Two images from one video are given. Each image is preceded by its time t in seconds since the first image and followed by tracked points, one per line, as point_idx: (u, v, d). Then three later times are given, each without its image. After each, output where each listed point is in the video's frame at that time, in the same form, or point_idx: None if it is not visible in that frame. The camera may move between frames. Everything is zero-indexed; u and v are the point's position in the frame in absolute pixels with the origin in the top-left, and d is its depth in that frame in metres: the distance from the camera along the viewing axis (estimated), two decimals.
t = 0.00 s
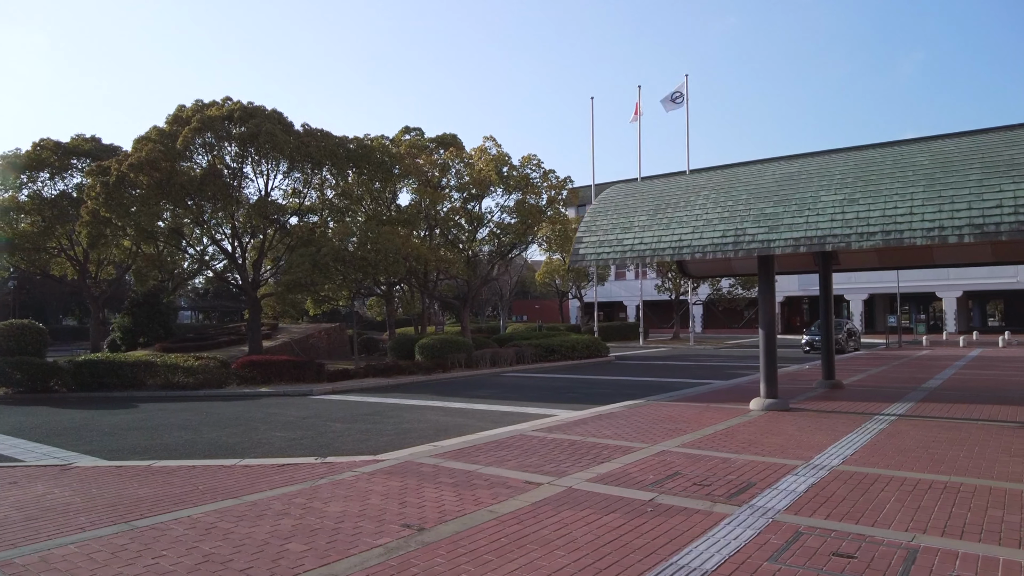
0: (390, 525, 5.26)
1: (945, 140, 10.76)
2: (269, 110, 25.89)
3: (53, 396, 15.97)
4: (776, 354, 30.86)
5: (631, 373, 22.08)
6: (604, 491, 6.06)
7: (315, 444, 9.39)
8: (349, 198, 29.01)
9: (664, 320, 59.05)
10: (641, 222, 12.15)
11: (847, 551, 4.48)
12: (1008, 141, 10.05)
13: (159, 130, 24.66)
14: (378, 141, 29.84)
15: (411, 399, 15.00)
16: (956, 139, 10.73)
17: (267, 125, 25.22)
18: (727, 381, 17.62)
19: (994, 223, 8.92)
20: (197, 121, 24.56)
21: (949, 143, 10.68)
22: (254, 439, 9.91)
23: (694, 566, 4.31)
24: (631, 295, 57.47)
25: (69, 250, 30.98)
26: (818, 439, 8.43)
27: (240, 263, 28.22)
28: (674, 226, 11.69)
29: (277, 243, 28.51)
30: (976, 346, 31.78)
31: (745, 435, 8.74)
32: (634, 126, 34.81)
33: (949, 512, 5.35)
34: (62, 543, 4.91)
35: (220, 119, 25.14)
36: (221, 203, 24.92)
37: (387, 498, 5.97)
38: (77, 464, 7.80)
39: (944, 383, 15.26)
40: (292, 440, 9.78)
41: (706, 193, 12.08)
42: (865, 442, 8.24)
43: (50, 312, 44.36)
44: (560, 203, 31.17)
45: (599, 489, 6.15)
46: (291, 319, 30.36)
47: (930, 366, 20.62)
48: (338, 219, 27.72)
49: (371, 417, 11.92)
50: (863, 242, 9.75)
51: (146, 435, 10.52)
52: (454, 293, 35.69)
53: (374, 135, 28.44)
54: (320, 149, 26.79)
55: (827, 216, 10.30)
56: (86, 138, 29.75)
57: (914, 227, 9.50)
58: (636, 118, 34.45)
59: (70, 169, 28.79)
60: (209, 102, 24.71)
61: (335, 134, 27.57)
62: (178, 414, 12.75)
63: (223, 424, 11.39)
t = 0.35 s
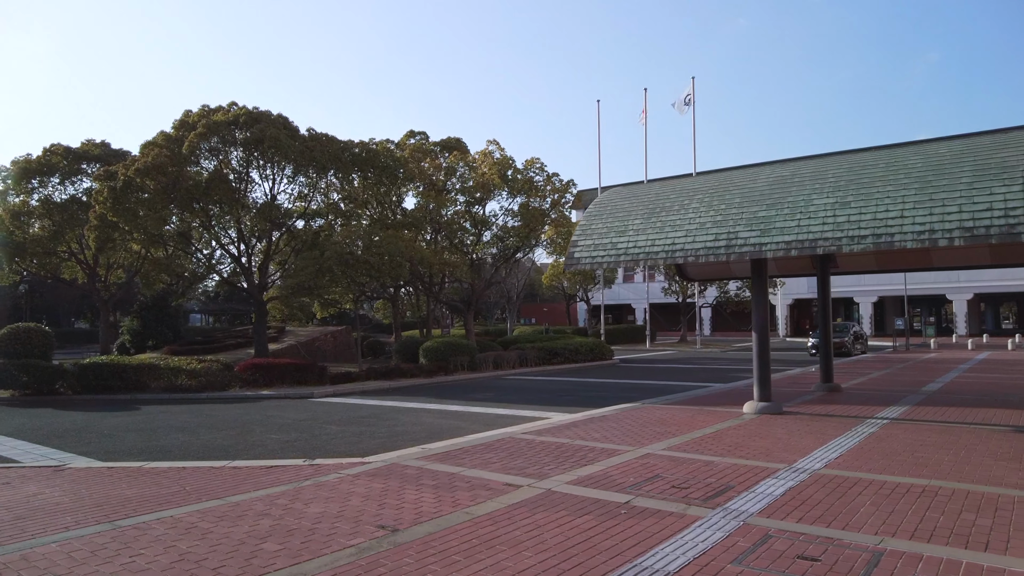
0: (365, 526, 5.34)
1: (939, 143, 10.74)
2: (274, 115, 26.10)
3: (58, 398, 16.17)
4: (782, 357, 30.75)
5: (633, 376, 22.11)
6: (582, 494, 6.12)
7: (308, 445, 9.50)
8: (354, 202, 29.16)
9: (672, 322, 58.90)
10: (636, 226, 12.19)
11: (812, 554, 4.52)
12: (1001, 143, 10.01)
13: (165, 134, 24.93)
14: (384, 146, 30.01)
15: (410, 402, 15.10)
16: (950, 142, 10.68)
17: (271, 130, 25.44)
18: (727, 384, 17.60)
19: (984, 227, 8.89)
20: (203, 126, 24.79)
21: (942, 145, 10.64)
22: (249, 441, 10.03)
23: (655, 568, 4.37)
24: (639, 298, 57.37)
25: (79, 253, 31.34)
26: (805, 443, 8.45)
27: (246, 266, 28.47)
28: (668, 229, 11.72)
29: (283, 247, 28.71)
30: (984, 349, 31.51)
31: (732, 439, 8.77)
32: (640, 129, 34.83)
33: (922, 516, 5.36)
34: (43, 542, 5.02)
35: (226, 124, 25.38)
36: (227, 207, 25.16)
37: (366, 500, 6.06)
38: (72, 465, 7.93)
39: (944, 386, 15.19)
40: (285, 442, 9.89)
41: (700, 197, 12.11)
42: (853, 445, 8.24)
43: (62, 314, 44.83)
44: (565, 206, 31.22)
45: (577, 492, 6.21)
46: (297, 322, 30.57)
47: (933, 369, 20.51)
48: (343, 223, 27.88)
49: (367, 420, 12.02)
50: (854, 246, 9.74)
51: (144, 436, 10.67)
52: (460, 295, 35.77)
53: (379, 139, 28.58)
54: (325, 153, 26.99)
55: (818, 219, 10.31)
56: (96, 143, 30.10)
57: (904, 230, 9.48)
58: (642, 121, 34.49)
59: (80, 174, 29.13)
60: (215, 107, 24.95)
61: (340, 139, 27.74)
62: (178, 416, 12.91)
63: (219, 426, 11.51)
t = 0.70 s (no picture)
0: (347, 523, 5.43)
1: (938, 142, 10.69)
2: (284, 116, 26.36)
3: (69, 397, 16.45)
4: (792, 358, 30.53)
5: (639, 377, 22.06)
6: (566, 493, 6.17)
7: (307, 444, 9.64)
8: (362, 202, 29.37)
9: (684, 322, 58.67)
10: (635, 226, 12.21)
11: (786, 553, 4.54)
12: (999, 143, 9.98)
13: (177, 136, 25.25)
14: (393, 147, 30.20)
15: (413, 401, 15.21)
16: (950, 141, 10.63)
17: (281, 132, 25.68)
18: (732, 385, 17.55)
19: (981, 227, 8.86)
20: (213, 127, 25.10)
21: (942, 145, 10.59)
22: (249, 439, 10.18)
23: (626, 566, 4.41)
24: (650, 298, 57.20)
25: (93, 255, 31.79)
26: (798, 443, 8.44)
27: (257, 267, 28.74)
28: (667, 230, 11.74)
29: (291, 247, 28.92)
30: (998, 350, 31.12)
31: (726, 439, 8.77)
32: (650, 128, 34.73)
33: (903, 516, 5.36)
34: (35, 536, 5.17)
35: (236, 126, 25.66)
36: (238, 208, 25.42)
37: (353, 497, 6.16)
38: (73, 462, 8.11)
39: (950, 387, 15.06)
40: (285, 440, 10.02)
41: (699, 197, 12.11)
42: (846, 446, 8.22)
43: (79, 314, 45.48)
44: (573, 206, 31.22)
45: (562, 491, 6.26)
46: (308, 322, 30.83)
47: (942, 369, 20.34)
48: (352, 223, 28.08)
49: (368, 419, 12.14)
50: (850, 246, 9.70)
51: (148, 434, 10.85)
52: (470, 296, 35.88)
53: (387, 140, 28.74)
54: (333, 154, 27.22)
55: (816, 220, 10.30)
56: (110, 145, 30.52)
57: (901, 230, 9.45)
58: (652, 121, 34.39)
59: (94, 176, 29.55)
60: (226, 110, 25.24)
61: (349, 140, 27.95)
62: (184, 415, 13.10)
63: (222, 425, 11.67)
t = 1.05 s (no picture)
0: (332, 522, 5.53)
1: (939, 143, 10.62)
2: (294, 119, 26.62)
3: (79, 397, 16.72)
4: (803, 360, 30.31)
5: (646, 378, 21.98)
6: (551, 493, 6.23)
7: (306, 444, 9.77)
8: (372, 204, 29.57)
9: (697, 323, 58.38)
10: (635, 228, 12.22)
11: (760, 554, 4.56)
12: (999, 144, 9.91)
13: (189, 139, 25.55)
14: (403, 149, 30.36)
15: (416, 402, 15.32)
16: (951, 142, 10.55)
17: (291, 135, 25.92)
18: (738, 387, 17.46)
19: (979, 228, 8.81)
20: (224, 131, 25.41)
21: (943, 145, 10.52)
22: (251, 439, 10.33)
23: (598, 566, 4.45)
24: (663, 299, 56.98)
25: (109, 256, 32.26)
26: (792, 445, 8.43)
27: (269, 269, 29.03)
28: (667, 232, 11.73)
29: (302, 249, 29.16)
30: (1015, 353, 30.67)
31: (721, 441, 8.77)
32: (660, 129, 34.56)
33: (884, 519, 5.36)
34: (28, 532, 5.32)
35: (247, 129, 25.95)
36: (249, 210, 25.70)
37: (342, 497, 6.26)
38: (76, 461, 8.28)
39: (957, 390, 14.92)
40: (285, 440, 10.15)
41: (700, 199, 12.09)
42: (840, 448, 8.18)
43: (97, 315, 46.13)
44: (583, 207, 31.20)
45: (548, 491, 6.32)
46: (320, 322, 31.11)
47: (953, 372, 20.12)
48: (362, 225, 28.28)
49: (370, 420, 12.26)
50: (849, 247, 9.66)
51: (153, 434, 11.04)
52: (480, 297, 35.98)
53: (397, 143, 28.90)
54: (343, 157, 27.45)
55: (815, 221, 10.26)
56: (126, 148, 30.97)
57: (899, 232, 9.41)
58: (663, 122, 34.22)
59: (110, 179, 29.99)
60: (236, 113, 25.52)
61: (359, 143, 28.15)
62: (190, 415, 13.31)
63: (226, 425, 11.82)
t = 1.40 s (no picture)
0: (317, 519, 5.64)
1: (935, 145, 10.61)
2: (302, 123, 26.91)
3: (89, 398, 17.00)
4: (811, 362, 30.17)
5: (651, 380, 22.02)
6: (536, 493, 6.31)
7: (304, 444, 9.91)
8: (381, 207, 29.86)
9: (707, 325, 58.21)
10: (633, 231, 12.27)
11: (732, 553, 4.62)
12: (995, 145, 9.89)
13: (198, 143, 25.87)
14: (409, 152, 30.57)
15: (419, 404, 15.45)
16: (947, 144, 10.54)
17: (299, 139, 26.20)
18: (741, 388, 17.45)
19: (973, 230, 8.81)
20: (233, 134, 25.71)
21: (939, 147, 10.51)
22: (251, 439, 10.50)
23: (571, 564, 4.53)
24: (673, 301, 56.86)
25: (121, 259, 32.71)
26: (782, 447, 8.47)
27: (277, 271, 29.32)
28: (664, 234, 11.78)
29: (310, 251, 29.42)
30: None
31: (713, 442, 8.82)
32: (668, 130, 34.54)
33: (863, 519, 5.40)
34: (24, 527, 5.49)
35: (256, 133, 26.25)
36: (258, 213, 25.99)
37: (330, 495, 6.39)
38: (78, 459, 8.46)
39: (960, 393, 14.87)
40: (284, 441, 10.30)
41: (698, 202, 12.13)
42: (831, 450, 8.21)
43: (111, 317, 46.70)
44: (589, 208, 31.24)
45: (533, 491, 6.41)
46: (329, 324, 31.37)
47: (959, 374, 20.01)
48: (369, 227, 28.50)
49: (370, 421, 12.40)
50: (843, 249, 9.66)
51: (156, 434, 11.23)
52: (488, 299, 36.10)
53: (404, 146, 29.12)
54: (350, 160, 27.69)
55: (810, 224, 10.28)
56: (138, 152, 31.40)
57: (894, 234, 9.42)
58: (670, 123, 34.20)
59: (122, 182, 30.41)
60: (245, 117, 25.83)
61: (366, 146, 28.37)
62: (195, 415, 13.51)
63: (228, 426, 12.00)
